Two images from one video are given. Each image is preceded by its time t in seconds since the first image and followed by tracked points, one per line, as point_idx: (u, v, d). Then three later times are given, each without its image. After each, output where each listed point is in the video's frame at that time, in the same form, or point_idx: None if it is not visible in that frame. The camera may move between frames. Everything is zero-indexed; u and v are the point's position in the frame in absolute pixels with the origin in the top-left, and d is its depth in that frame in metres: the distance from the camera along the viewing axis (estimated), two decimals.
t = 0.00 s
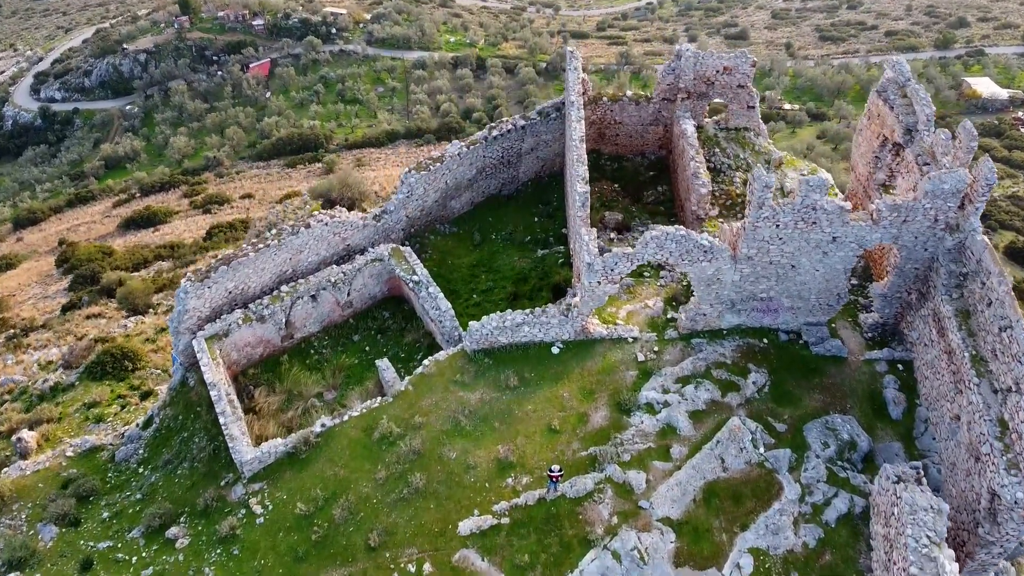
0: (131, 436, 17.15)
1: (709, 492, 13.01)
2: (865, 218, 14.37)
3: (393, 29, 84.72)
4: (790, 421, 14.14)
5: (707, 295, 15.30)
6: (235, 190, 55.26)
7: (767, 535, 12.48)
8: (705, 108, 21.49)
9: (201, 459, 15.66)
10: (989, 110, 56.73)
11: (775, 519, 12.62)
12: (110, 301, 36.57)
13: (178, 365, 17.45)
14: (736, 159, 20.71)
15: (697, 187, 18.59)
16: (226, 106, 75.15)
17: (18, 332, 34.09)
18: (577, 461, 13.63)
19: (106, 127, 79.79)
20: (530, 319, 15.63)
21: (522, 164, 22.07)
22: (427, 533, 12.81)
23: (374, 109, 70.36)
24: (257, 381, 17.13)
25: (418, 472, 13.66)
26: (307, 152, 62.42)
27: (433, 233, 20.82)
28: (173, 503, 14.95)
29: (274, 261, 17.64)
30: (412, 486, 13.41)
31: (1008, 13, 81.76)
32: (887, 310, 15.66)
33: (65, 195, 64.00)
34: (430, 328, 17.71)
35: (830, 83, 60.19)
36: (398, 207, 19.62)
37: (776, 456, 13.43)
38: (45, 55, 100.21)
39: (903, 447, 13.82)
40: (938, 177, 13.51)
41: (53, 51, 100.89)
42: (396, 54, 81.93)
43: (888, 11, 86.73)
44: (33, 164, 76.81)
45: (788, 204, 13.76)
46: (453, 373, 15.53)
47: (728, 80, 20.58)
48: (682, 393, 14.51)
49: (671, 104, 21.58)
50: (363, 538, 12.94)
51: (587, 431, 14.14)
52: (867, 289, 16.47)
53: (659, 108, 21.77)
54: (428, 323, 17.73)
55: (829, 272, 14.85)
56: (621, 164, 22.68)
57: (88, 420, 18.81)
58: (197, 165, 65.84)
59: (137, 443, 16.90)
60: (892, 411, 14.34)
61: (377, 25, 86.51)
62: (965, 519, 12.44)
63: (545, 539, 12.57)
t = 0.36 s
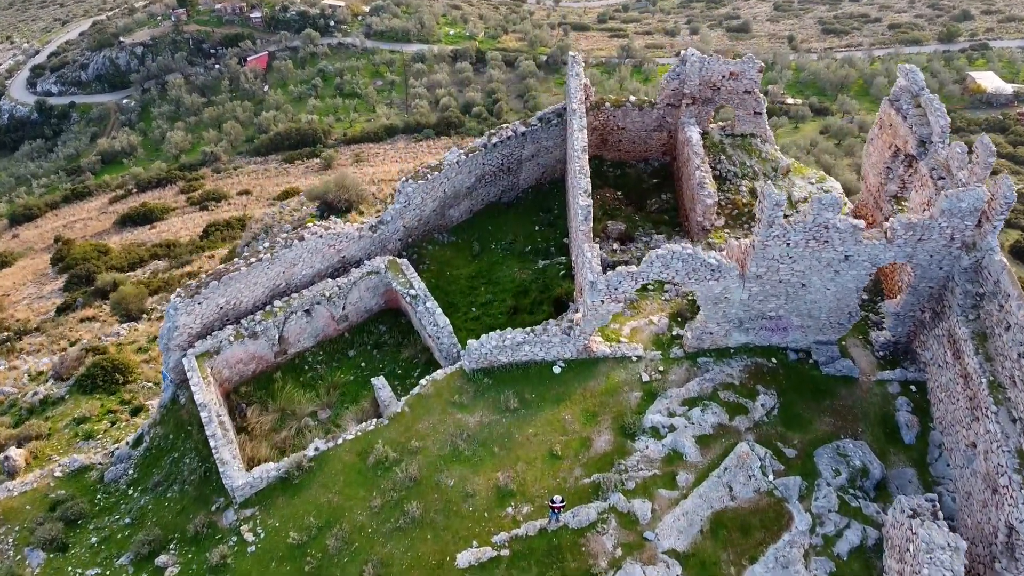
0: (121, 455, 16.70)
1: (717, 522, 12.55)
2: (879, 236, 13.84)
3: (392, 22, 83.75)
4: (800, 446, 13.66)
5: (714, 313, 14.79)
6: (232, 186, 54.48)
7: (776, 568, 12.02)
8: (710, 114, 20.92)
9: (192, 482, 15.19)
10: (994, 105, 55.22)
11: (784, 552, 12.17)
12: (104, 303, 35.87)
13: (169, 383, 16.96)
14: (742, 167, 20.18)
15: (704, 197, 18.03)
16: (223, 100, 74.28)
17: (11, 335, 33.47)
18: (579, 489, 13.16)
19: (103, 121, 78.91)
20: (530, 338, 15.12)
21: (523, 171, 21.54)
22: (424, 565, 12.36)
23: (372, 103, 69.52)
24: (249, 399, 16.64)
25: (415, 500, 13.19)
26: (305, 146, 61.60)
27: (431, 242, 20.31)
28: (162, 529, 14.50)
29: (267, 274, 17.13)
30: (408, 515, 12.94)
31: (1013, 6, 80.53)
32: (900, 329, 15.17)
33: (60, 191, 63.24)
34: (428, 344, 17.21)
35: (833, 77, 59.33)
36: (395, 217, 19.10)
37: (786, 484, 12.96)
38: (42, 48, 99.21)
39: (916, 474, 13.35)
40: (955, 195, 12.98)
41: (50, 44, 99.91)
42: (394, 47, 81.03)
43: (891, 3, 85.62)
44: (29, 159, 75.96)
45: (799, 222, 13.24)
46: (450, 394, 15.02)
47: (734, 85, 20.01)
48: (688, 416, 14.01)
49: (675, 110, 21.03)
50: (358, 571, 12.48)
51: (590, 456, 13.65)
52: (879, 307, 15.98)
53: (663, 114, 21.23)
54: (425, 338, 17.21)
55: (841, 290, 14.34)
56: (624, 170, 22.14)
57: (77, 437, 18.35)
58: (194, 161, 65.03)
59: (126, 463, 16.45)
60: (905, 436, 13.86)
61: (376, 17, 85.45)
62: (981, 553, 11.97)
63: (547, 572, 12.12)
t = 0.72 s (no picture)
0: (111, 472, 16.27)
1: (725, 551, 12.07)
2: (894, 253, 13.31)
3: (391, 10, 82.60)
4: (811, 470, 13.20)
5: (721, 331, 14.31)
6: (229, 179, 53.66)
7: None
8: (716, 117, 20.33)
9: (182, 504, 14.74)
10: (999, 97, 53.74)
11: None
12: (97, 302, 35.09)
13: (159, 398, 16.51)
14: (749, 172, 19.63)
15: (710, 206, 17.49)
16: (220, 90, 73.28)
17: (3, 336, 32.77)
18: (582, 515, 12.71)
19: (99, 111, 77.91)
20: (531, 356, 14.63)
21: (523, 175, 21.01)
22: None
23: (371, 94, 68.60)
24: (242, 416, 16.18)
25: (411, 528, 12.73)
26: (303, 138, 60.74)
27: (430, 249, 19.81)
28: (151, 552, 14.07)
29: (259, 286, 16.62)
30: (404, 543, 12.50)
31: None
32: (913, 347, 14.68)
33: (56, 183, 62.44)
34: (426, 357, 16.73)
35: (837, 68, 58.42)
36: (392, 225, 18.58)
37: (796, 511, 12.48)
38: (38, 37, 98.01)
39: (930, 500, 12.90)
40: (974, 212, 12.42)
41: (47, 33, 98.72)
42: (393, 36, 79.93)
43: None
44: (26, 149, 75.00)
45: (812, 240, 12.71)
46: (449, 413, 14.56)
47: (742, 88, 19.39)
48: (695, 438, 13.54)
49: (680, 112, 20.44)
50: None
51: (593, 480, 13.20)
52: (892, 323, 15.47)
53: (668, 117, 20.64)
54: (423, 352, 16.74)
55: (853, 308, 13.84)
56: (626, 174, 21.62)
57: (67, 451, 17.92)
58: (191, 152, 64.18)
59: (116, 481, 16.02)
60: (918, 459, 13.41)
61: (375, 6, 84.26)
62: None
63: None
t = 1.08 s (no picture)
0: (101, 490, 15.86)
1: None
2: (910, 271, 12.78)
3: None
4: (821, 496, 12.76)
5: (729, 350, 13.82)
6: (226, 170, 52.80)
7: None
8: (723, 120, 19.75)
9: (173, 525, 14.32)
10: (1004, 87, 52.77)
11: None
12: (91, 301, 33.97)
13: (150, 414, 16.05)
14: (756, 177, 19.07)
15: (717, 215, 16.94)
16: (217, 79, 72.20)
17: None
18: (584, 544, 12.29)
19: (95, 100, 76.80)
20: (532, 375, 14.16)
21: (524, 180, 20.48)
22: None
23: (369, 83, 67.64)
24: (235, 433, 15.75)
25: (407, 556, 12.32)
26: (301, 128, 59.82)
27: (428, 257, 19.32)
28: None
29: (251, 299, 16.11)
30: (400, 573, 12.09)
31: None
32: (927, 365, 14.20)
33: (52, 174, 61.54)
34: (423, 371, 16.23)
35: (840, 57, 57.47)
36: (389, 233, 18.07)
37: (806, 540, 12.05)
38: (33, 25, 96.62)
39: (944, 526, 12.45)
40: (994, 231, 11.89)
41: (42, 20, 97.34)
42: (390, 24, 78.89)
43: None
44: (21, 139, 73.91)
45: (825, 260, 12.19)
46: (447, 434, 14.12)
47: (749, 90, 18.82)
48: (702, 462, 13.08)
49: (685, 115, 19.87)
50: None
51: (596, 506, 12.77)
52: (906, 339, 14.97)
53: (673, 120, 20.06)
54: (420, 366, 16.27)
55: (866, 327, 13.35)
56: (630, 178, 21.08)
57: (57, 466, 17.52)
58: (188, 142, 63.23)
59: (106, 500, 15.61)
60: (931, 484, 12.96)
61: None
62: None
63: None
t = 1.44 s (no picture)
0: (90, 510, 15.46)
1: None
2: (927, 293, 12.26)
3: None
4: (832, 525, 12.34)
5: (737, 370, 13.36)
6: (223, 162, 52.01)
7: None
8: (729, 124, 19.16)
9: (164, 549, 13.92)
10: (1008, 77, 51.71)
11: None
12: (85, 298, 33.46)
13: (140, 431, 15.61)
14: (764, 183, 18.51)
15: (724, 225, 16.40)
16: (213, 68, 71.13)
17: None
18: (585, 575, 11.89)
19: (91, 88, 75.66)
20: (532, 395, 13.71)
21: (524, 185, 19.99)
22: None
23: (368, 71, 66.59)
24: (227, 451, 15.31)
25: None
26: (298, 118, 58.93)
27: (426, 265, 18.85)
28: None
29: (243, 314, 15.65)
30: None
31: None
32: (941, 386, 13.74)
33: (47, 165, 60.67)
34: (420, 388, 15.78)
35: (844, 46, 56.45)
36: (385, 243, 17.60)
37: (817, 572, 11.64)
38: (29, 12, 95.27)
39: (957, 556, 12.02)
40: (1015, 252, 11.38)
41: (38, 8, 96.05)
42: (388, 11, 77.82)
43: None
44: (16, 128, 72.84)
45: (839, 281, 11.70)
46: (445, 456, 13.70)
47: (757, 94, 18.18)
48: (709, 488, 12.64)
49: (691, 119, 19.29)
50: None
51: (599, 535, 12.35)
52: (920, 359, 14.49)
53: (678, 124, 19.51)
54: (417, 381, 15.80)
55: (878, 349, 12.88)
56: (634, 183, 20.54)
57: (46, 482, 17.11)
58: (184, 132, 62.28)
59: (95, 520, 15.21)
60: (945, 511, 12.52)
61: None
62: None
63: None
